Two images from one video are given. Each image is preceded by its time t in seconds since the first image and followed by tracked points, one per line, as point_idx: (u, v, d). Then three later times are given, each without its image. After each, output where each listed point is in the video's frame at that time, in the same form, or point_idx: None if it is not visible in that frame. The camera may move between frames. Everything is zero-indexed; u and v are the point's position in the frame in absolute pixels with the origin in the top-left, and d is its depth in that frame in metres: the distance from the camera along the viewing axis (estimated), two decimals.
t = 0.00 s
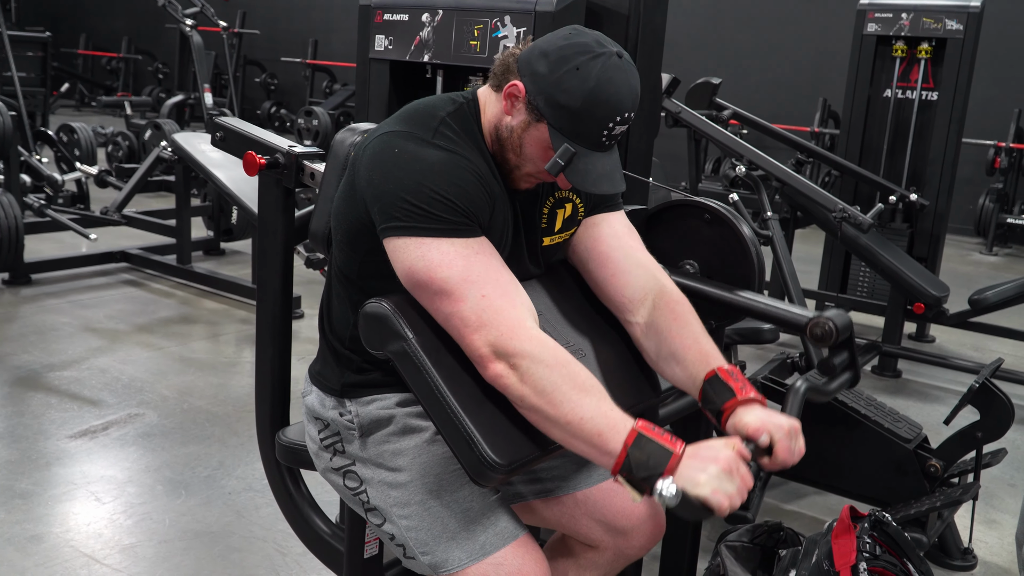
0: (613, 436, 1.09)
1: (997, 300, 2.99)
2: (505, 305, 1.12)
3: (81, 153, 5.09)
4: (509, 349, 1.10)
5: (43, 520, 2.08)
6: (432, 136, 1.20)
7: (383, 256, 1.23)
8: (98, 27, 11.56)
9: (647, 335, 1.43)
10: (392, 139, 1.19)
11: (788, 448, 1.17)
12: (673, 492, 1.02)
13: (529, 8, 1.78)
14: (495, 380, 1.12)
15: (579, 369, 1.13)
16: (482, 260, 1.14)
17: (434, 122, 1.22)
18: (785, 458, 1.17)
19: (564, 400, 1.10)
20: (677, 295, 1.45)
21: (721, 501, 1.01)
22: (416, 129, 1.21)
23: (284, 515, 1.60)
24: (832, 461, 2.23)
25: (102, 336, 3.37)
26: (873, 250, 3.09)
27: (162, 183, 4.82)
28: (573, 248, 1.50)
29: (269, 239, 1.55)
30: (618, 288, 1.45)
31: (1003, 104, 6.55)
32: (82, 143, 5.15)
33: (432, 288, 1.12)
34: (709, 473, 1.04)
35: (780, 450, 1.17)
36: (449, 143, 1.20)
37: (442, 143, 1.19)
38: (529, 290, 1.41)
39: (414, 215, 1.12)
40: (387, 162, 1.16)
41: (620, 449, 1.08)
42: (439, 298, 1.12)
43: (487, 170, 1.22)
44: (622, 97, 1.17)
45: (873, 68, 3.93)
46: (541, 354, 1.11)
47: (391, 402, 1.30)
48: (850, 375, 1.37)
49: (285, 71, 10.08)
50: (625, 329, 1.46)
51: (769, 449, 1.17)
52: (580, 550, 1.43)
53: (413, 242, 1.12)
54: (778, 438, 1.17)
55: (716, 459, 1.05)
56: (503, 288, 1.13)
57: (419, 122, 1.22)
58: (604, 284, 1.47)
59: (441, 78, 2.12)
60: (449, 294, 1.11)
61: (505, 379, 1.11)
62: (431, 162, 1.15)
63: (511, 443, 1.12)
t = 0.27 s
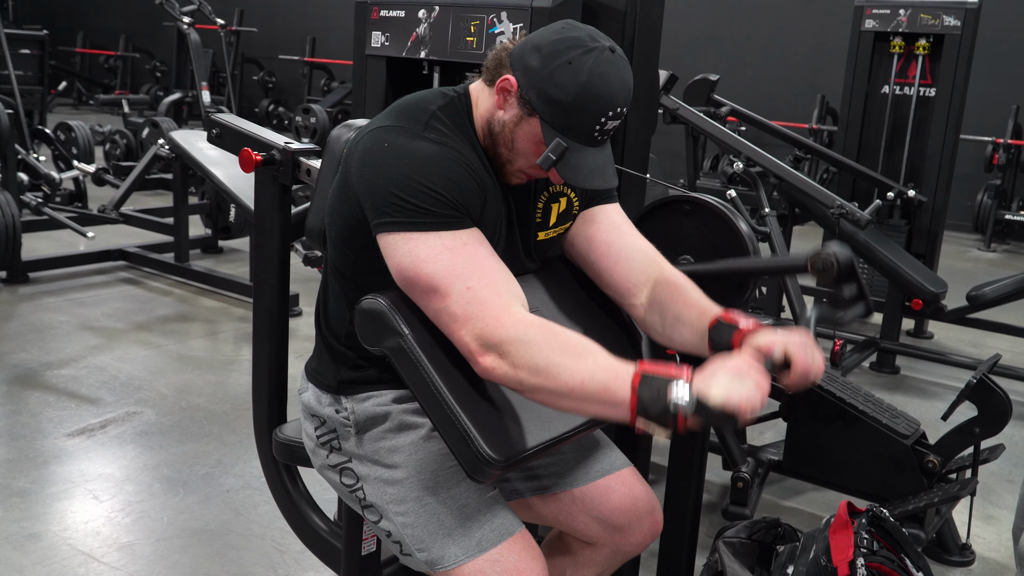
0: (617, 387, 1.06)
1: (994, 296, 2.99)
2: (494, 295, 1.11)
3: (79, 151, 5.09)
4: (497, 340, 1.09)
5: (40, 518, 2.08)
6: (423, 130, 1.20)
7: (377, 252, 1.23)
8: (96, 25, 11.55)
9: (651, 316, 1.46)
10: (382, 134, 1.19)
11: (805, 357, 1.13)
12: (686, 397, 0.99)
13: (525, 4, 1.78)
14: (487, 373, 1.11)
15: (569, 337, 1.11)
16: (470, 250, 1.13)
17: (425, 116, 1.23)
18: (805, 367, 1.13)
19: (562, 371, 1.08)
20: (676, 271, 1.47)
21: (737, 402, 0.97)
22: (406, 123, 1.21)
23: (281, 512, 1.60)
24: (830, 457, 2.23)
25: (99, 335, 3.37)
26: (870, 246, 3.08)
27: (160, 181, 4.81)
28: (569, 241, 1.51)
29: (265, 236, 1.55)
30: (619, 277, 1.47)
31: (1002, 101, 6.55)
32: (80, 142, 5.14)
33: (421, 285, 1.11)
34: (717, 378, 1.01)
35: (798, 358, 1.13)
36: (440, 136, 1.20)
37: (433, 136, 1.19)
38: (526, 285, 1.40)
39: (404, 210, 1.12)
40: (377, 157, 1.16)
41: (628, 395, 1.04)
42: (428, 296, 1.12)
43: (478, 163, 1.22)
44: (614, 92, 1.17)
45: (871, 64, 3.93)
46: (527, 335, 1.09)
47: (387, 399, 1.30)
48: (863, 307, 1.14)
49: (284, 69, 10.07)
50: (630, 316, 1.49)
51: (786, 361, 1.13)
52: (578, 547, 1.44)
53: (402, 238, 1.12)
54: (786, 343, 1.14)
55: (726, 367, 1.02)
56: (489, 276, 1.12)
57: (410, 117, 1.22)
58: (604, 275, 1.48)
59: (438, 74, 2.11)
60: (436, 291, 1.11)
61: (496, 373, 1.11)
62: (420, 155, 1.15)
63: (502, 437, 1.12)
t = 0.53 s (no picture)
0: (605, 318, 1.08)
1: (992, 292, 2.98)
2: (480, 285, 1.09)
3: (77, 151, 5.09)
4: (483, 333, 1.08)
5: (39, 518, 2.08)
6: (415, 127, 1.20)
7: (371, 249, 1.23)
8: (93, 25, 11.54)
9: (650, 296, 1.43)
10: (373, 132, 1.19)
11: (779, 236, 1.12)
12: (660, 262, 1.05)
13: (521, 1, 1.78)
14: (480, 368, 1.10)
15: (539, 295, 1.11)
16: (459, 244, 1.12)
17: (417, 113, 1.23)
18: (784, 246, 1.12)
19: (550, 330, 1.08)
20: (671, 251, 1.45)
21: (712, 265, 1.09)
22: (398, 121, 1.20)
23: (279, 511, 1.60)
24: (828, 454, 2.23)
25: (97, 334, 3.37)
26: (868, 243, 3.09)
27: (157, 180, 4.81)
28: (567, 239, 1.51)
29: (261, 234, 1.55)
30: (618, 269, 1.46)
31: (999, 97, 6.55)
32: (77, 141, 5.14)
33: (409, 285, 1.11)
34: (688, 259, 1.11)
35: (773, 239, 1.12)
36: (432, 133, 1.20)
37: (425, 133, 1.19)
38: (522, 281, 1.39)
39: (394, 208, 1.11)
40: (367, 156, 1.16)
41: (617, 318, 1.08)
42: (417, 296, 1.11)
43: (470, 160, 1.22)
44: (608, 92, 1.16)
45: (868, 61, 3.93)
46: (508, 311, 1.08)
47: (384, 397, 1.31)
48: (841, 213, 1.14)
49: (281, 68, 10.07)
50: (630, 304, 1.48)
51: (763, 244, 1.12)
52: (576, 544, 1.44)
53: (391, 237, 1.11)
54: (757, 228, 1.13)
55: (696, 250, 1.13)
56: (475, 266, 1.10)
57: (402, 114, 1.22)
58: (604, 266, 1.48)
59: (434, 72, 2.11)
60: (424, 290, 1.10)
61: (487, 369, 1.10)
62: (410, 153, 1.15)
63: (496, 434, 1.11)
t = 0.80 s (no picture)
0: (574, 261, 1.10)
1: (990, 289, 2.98)
2: (471, 274, 1.09)
3: (74, 150, 5.08)
4: (475, 324, 1.08)
5: (37, 517, 2.08)
6: (412, 124, 1.20)
7: (368, 247, 1.23)
8: (91, 24, 11.52)
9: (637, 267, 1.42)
10: (369, 129, 1.19)
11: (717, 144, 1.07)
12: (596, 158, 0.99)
13: None
14: (475, 363, 1.10)
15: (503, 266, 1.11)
16: (453, 239, 1.11)
17: (414, 110, 1.23)
18: (723, 154, 1.06)
19: (526, 295, 1.08)
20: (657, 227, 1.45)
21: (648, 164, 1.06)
22: (394, 117, 1.20)
23: (277, 510, 1.60)
24: (827, 451, 2.23)
25: (96, 334, 3.36)
26: (866, 240, 3.09)
27: (155, 179, 4.81)
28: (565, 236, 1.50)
29: (258, 233, 1.54)
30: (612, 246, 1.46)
31: (997, 94, 6.55)
32: (75, 141, 5.13)
33: (405, 283, 1.11)
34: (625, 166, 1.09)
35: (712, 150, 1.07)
36: (429, 129, 1.20)
37: (421, 130, 1.19)
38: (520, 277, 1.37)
39: (390, 205, 1.11)
40: (363, 153, 1.16)
41: (586, 256, 1.10)
42: (412, 293, 1.11)
43: (467, 157, 1.22)
44: (607, 92, 1.16)
45: (867, 58, 3.93)
46: (490, 290, 1.07)
47: (381, 395, 1.31)
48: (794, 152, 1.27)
49: (279, 66, 10.06)
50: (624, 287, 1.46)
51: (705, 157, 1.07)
52: (573, 541, 1.44)
53: (388, 233, 1.11)
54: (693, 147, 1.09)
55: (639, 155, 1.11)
56: (468, 259, 1.10)
57: (399, 111, 1.22)
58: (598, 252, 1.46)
59: (431, 70, 2.11)
60: (419, 288, 1.10)
61: (484, 361, 1.10)
62: (406, 150, 1.15)
63: (492, 432, 1.11)
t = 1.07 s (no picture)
0: (550, 234, 1.10)
1: (989, 286, 2.97)
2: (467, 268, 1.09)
3: (73, 150, 5.08)
4: (471, 317, 1.08)
5: (36, 516, 2.08)
6: (410, 121, 1.19)
7: (367, 245, 1.23)
8: (89, 24, 11.51)
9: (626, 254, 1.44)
10: (366, 126, 1.18)
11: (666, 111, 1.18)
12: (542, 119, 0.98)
13: None
14: (474, 359, 1.10)
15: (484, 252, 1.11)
16: (451, 235, 1.11)
17: (412, 107, 1.22)
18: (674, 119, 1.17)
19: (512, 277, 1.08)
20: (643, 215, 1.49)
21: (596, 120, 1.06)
22: (391, 114, 1.20)
23: (276, 508, 1.60)
24: (826, 449, 2.23)
25: (95, 333, 3.36)
26: (865, 238, 3.09)
27: (154, 178, 4.80)
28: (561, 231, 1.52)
29: (256, 232, 1.54)
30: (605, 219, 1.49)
31: (996, 91, 6.55)
32: (73, 140, 5.13)
33: (403, 280, 1.11)
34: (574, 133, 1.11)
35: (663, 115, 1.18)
36: (427, 127, 1.20)
37: (419, 127, 1.19)
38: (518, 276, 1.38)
39: (388, 202, 1.11)
40: (361, 151, 1.15)
41: (558, 225, 1.10)
42: (411, 291, 1.11)
43: (467, 156, 1.22)
44: (608, 95, 1.16)
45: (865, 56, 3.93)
46: (479, 281, 1.07)
47: (380, 393, 1.31)
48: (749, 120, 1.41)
49: (278, 66, 10.05)
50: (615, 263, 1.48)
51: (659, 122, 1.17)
52: (572, 539, 1.44)
53: (387, 230, 1.11)
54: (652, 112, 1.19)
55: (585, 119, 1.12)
56: (465, 254, 1.10)
57: (397, 108, 1.22)
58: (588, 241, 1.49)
59: (429, 68, 2.11)
60: (417, 285, 1.10)
61: (486, 353, 1.10)
62: (404, 147, 1.14)
63: (491, 429, 1.11)
